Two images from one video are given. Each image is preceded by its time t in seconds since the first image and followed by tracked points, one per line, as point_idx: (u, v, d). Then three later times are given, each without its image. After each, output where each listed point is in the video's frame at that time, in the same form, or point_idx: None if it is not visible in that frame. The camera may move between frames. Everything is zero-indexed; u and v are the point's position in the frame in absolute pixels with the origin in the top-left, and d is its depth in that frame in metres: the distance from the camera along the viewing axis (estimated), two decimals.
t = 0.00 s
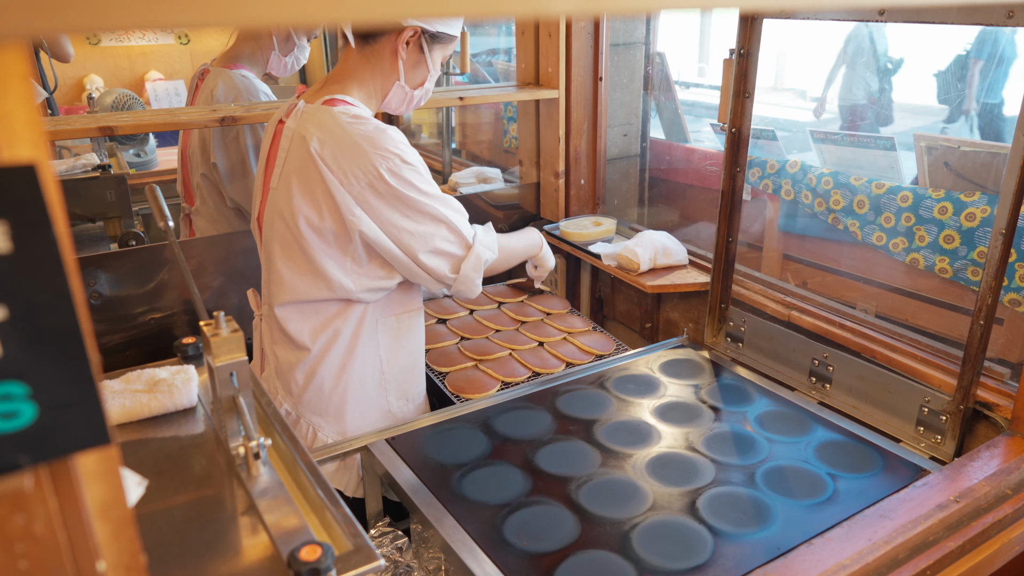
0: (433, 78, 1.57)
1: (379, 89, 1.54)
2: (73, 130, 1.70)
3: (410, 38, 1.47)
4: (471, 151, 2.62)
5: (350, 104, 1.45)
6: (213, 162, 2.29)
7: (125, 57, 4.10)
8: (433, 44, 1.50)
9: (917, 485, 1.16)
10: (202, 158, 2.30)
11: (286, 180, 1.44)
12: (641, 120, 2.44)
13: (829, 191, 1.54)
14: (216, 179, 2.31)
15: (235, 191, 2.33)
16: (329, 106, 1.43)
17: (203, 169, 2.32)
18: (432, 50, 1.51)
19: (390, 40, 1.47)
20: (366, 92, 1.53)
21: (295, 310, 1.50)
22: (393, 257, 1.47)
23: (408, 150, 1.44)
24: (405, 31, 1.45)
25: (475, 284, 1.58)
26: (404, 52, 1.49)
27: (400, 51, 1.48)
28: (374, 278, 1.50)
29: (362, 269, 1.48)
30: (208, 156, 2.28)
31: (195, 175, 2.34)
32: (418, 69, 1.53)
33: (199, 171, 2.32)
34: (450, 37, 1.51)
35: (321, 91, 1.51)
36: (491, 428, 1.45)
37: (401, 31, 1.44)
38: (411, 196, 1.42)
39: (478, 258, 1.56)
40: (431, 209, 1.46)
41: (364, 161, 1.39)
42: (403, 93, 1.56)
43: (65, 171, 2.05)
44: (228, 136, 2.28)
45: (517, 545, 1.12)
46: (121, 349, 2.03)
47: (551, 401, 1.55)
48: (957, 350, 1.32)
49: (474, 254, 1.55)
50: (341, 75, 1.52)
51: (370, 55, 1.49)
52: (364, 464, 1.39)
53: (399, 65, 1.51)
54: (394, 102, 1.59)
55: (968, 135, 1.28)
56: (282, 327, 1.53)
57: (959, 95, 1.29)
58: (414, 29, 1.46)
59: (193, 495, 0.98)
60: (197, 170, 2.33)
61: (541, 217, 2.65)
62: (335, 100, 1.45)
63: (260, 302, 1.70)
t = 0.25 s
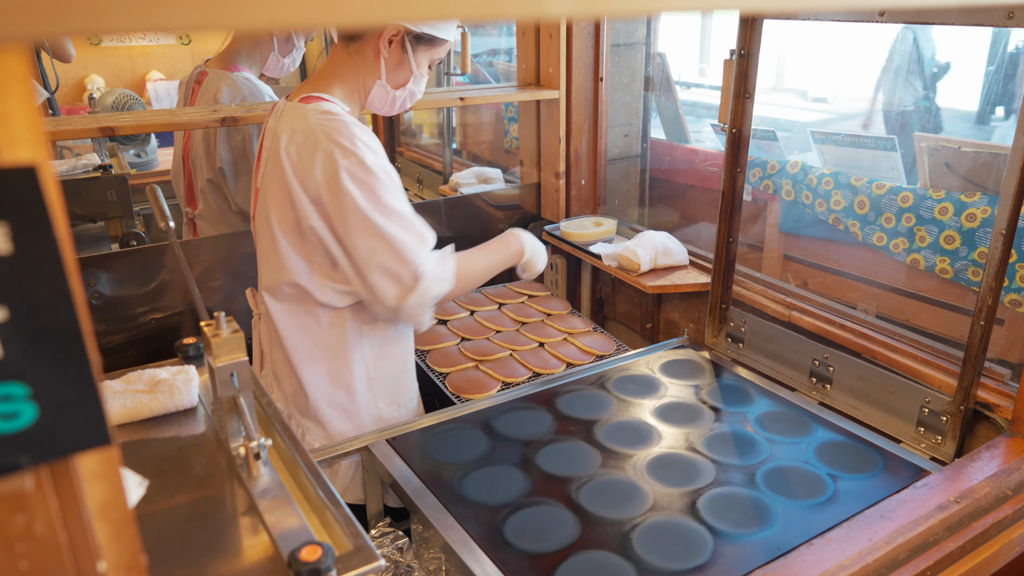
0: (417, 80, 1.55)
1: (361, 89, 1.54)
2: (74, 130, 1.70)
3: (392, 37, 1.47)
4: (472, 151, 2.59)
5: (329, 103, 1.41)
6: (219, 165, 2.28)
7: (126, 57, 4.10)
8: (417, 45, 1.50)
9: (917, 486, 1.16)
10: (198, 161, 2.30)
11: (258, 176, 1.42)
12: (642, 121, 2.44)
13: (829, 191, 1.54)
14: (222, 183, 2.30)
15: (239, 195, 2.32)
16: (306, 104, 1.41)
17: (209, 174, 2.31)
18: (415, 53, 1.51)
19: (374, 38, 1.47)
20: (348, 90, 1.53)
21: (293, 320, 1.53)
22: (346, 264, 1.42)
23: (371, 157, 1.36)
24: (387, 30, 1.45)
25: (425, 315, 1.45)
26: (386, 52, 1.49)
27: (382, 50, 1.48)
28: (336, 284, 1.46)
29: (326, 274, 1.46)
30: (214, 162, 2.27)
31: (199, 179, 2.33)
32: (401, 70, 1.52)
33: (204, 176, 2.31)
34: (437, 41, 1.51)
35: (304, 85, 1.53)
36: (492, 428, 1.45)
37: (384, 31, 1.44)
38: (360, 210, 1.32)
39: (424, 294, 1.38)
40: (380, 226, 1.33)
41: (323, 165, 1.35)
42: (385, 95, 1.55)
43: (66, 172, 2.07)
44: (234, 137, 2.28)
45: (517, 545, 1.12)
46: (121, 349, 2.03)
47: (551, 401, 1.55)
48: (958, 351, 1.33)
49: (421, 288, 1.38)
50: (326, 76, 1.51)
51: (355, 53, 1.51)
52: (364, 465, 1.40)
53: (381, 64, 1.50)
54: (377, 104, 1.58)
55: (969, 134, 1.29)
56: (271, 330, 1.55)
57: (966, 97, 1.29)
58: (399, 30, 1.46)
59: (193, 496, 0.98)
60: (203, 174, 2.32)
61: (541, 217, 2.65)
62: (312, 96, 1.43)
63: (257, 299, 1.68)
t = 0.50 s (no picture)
0: (395, 84, 1.55)
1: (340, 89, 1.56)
2: (75, 131, 1.70)
3: (371, 38, 1.50)
4: (473, 152, 2.54)
5: (304, 107, 1.44)
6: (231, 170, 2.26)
7: (127, 57, 4.10)
8: (396, 48, 1.51)
9: (917, 485, 1.16)
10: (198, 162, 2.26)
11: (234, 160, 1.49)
12: (642, 121, 2.45)
13: (829, 191, 1.55)
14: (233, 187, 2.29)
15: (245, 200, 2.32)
16: (284, 104, 1.46)
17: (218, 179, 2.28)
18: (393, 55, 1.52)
19: (352, 38, 1.51)
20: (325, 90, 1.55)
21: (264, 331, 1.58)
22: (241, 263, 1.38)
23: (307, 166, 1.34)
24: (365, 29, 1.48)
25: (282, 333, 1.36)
26: (364, 53, 1.51)
27: (360, 49, 1.51)
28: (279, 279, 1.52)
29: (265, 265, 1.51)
30: (225, 166, 2.26)
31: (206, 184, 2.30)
32: (378, 72, 1.54)
33: (213, 181, 2.28)
34: (418, 46, 1.52)
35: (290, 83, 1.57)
36: (492, 428, 1.45)
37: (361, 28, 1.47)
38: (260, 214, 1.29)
39: (266, 312, 1.30)
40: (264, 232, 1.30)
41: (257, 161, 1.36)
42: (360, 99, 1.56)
43: (66, 172, 2.07)
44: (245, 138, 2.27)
45: (517, 545, 1.12)
46: (122, 349, 2.03)
47: (551, 402, 1.55)
48: (958, 350, 1.32)
49: (271, 304, 1.30)
50: (309, 79, 1.54)
51: (339, 53, 1.54)
52: (365, 465, 1.40)
53: (359, 64, 1.53)
54: (358, 108, 1.59)
55: (970, 135, 1.31)
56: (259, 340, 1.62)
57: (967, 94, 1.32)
58: (376, 28, 1.48)
59: (193, 496, 0.98)
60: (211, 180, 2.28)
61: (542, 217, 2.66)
62: (292, 97, 1.48)
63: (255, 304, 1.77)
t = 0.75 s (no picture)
0: (381, 99, 1.62)
1: (329, 105, 1.65)
2: (75, 131, 1.70)
3: (354, 53, 1.57)
4: (472, 151, 2.48)
5: (287, 130, 1.56)
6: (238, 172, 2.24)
7: (128, 57, 4.10)
8: (380, 63, 1.59)
9: (917, 485, 1.16)
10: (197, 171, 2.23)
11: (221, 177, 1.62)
12: (642, 121, 2.45)
13: (829, 190, 1.55)
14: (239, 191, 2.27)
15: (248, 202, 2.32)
16: (266, 124, 1.58)
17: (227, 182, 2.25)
18: (377, 69, 1.59)
19: (338, 55, 1.59)
20: (313, 106, 1.64)
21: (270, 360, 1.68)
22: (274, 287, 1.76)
23: (286, 200, 1.49)
24: (348, 45, 1.56)
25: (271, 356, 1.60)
26: (349, 68, 1.59)
27: (345, 66, 1.59)
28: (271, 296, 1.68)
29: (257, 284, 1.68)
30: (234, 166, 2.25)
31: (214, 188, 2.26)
32: (364, 87, 1.61)
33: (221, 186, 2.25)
34: (401, 61, 1.59)
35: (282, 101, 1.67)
36: (492, 428, 1.45)
37: (344, 44, 1.55)
38: (245, 249, 1.47)
39: (258, 345, 1.54)
40: (252, 269, 1.49)
41: (236, 189, 1.51)
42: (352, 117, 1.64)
43: (65, 172, 2.05)
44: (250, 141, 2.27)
45: (517, 545, 1.12)
46: (122, 349, 2.03)
47: (551, 401, 1.55)
48: (958, 350, 1.32)
49: (262, 337, 1.54)
50: (301, 96, 1.64)
51: (327, 69, 1.62)
52: (364, 466, 1.39)
53: (345, 80, 1.61)
54: (348, 122, 1.66)
55: (971, 133, 1.29)
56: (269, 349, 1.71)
57: (965, 94, 1.31)
58: (359, 45, 1.56)
59: (192, 496, 0.98)
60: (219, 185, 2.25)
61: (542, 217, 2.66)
62: (275, 117, 1.60)
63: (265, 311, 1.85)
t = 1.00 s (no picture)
0: (372, 107, 1.61)
1: (322, 116, 1.65)
2: (75, 131, 1.70)
3: (341, 64, 1.58)
4: (473, 151, 2.48)
5: (277, 143, 1.57)
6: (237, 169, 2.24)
7: (128, 58, 4.10)
8: (368, 73, 1.59)
9: (918, 485, 1.16)
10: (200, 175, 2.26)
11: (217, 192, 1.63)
12: (642, 120, 2.44)
13: (830, 190, 1.55)
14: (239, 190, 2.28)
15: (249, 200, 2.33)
16: (258, 138, 1.59)
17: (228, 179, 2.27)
18: (366, 78, 1.59)
19: (326, 67, 1.59)
20: (307, 119, 1.65)
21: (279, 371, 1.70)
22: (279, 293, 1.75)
23: (276, 213, 1.49)
24: (334, 57, 1.56)
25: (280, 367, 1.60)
26: (338, 78, 1.59)
27: (334, 77, 1.59)
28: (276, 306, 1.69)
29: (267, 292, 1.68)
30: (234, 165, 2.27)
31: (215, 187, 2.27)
32: (354, 97, 1.61)
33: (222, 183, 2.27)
34: (389, 68, 1.59)
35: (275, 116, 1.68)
36: (493, 428, 1.45)
37: (330, 56, 1.56)
38: (239, 262, 1.48)
39: (258, 355, 1.54)
40: (248, 282, 1.49)
41: (229, 204, 1.52)
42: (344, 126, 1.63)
43: (66, 173, 2.05)
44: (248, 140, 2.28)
45: (518, 545, 1.12)
46: (123, 349, 2.03)
47: (552, 401, 1.55)
48: (958, 349, 1.32)
49: (262, 347, 1.54)
50: (292, 110, 1.66)
51: (317, 81, 1.62)
52: (366, 466, 1.39)
53: (335, 91, 1.61)
54: (343, 133, 1.66)
55: (972, 133, 1.29)
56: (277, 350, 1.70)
57: (966, 94, 1.31)
58: (345, 55, 1.56)
59: (193, 496, 0.98)
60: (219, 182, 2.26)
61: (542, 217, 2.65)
62: (267, 131, 1.61)
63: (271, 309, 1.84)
